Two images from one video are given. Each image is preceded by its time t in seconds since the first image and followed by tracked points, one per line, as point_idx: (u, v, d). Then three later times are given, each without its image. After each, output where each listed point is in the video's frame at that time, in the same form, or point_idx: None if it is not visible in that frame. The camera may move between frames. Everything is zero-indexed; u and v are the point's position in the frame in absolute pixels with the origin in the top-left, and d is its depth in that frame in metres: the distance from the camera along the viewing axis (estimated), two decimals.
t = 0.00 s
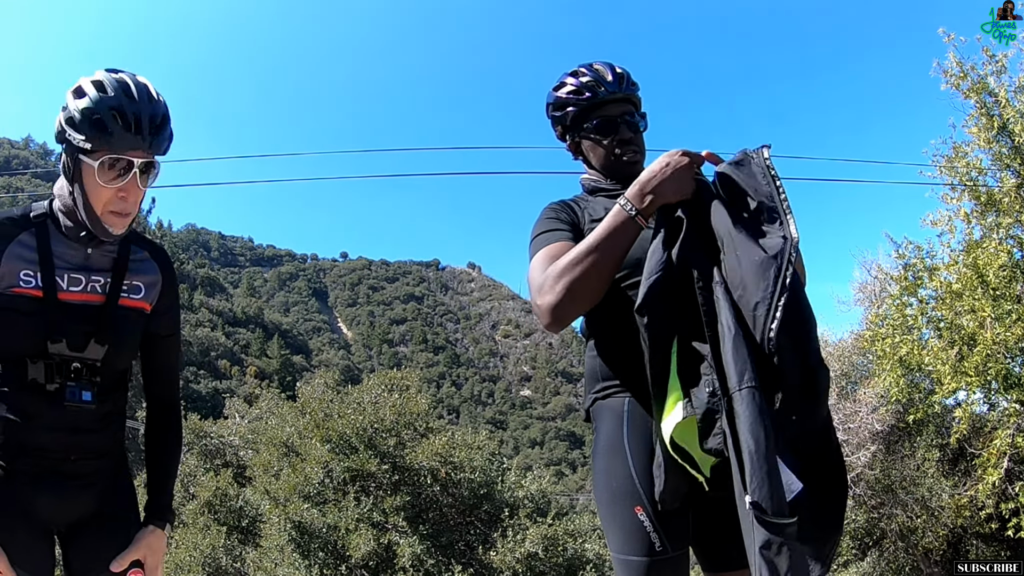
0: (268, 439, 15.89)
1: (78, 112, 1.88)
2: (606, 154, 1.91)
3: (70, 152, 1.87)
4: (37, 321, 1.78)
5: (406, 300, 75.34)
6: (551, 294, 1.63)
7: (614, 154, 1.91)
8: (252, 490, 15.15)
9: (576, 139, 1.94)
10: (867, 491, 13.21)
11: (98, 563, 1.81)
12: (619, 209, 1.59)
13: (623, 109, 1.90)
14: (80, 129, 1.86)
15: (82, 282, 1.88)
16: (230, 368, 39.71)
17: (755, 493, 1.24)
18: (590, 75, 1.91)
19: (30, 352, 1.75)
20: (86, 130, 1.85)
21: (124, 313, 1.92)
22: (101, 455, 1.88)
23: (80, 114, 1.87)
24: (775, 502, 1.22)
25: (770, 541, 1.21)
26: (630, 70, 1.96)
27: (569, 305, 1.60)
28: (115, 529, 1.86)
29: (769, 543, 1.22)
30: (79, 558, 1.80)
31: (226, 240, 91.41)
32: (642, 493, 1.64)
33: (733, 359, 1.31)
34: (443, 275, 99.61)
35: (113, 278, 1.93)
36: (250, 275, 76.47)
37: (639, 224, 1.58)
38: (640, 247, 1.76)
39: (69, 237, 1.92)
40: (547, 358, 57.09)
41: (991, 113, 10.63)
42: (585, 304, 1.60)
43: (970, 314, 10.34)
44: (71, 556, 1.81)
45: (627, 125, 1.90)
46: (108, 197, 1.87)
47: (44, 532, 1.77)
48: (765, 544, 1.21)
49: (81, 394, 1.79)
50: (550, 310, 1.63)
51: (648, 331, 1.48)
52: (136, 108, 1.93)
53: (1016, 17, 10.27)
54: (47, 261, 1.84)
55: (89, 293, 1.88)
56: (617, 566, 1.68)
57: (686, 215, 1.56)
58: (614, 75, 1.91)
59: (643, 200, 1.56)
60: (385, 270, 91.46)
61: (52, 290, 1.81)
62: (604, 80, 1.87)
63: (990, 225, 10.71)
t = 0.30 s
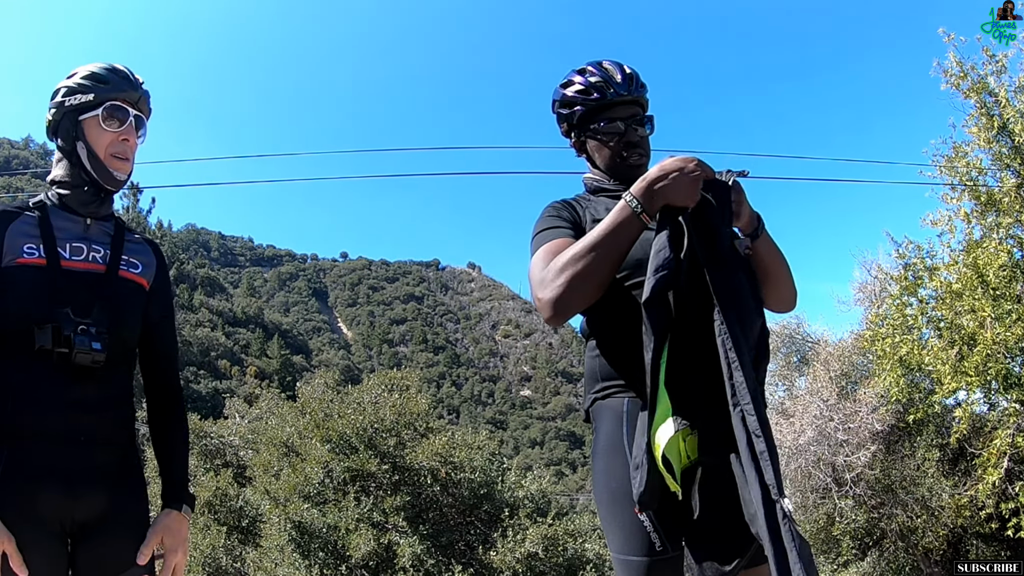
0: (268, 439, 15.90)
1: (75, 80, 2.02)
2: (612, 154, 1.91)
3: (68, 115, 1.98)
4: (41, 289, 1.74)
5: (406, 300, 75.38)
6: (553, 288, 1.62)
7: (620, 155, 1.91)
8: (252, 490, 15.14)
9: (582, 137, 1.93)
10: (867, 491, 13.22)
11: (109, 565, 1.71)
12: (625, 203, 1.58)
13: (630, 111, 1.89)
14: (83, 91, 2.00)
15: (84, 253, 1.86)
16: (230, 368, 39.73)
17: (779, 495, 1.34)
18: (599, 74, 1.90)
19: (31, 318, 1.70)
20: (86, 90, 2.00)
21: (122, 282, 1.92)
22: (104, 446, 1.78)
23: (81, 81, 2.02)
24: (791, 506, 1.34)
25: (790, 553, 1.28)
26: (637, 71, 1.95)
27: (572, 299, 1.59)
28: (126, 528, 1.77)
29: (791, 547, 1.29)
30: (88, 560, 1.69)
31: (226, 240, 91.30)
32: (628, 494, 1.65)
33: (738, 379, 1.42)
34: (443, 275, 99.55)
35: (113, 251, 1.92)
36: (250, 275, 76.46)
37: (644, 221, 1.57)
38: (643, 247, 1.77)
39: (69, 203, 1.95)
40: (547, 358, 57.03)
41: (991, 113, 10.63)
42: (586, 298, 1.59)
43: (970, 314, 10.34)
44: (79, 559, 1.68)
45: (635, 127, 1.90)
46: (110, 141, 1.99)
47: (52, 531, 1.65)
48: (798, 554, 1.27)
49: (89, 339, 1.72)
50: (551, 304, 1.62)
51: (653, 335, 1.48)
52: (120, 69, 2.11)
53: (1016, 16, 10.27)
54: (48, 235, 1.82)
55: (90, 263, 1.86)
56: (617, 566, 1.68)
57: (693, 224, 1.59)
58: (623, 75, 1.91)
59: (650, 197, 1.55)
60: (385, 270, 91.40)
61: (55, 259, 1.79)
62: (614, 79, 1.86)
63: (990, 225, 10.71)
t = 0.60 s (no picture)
0: (268, 439, 15.90)
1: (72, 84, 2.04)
2: (617, 155, 1.91)
3: (65, 115, 1.99)
4: (42, 278, 1.75)
5: (405, 300, 75.42)
6: (547, 314, 1.64)
7: (625, 157, 1.90)
8: (252, 490, 15.14)
9: (588, 134, 1.93)
10: (867, 491, 13.22)
11: (107, 564, 1.70)
12: (605, 225, 1.57)
13: (639, 113, 1.87)
14: (78, 93, 2.01)
15: (83, 244, 1.87)
16: (230, 368, 39.75)
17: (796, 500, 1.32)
18: (609, 72, 1.89)
19: (30, 307, 1.71)
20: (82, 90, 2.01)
21: (121, 274, 1.93)
22: (106, 443, 1.76)
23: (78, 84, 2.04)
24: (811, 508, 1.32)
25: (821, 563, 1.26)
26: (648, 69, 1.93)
27: (565, 324, 1.61)
28: (122, 528, 1.75)
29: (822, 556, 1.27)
30: (85, 560, 1.66)
31: (226, 240, 91.24)
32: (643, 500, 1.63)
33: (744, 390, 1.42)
34: (443, 275, 99.53)
35: (112, 245, 1.93)
36: (250, 275, 76.47)
37: (625, 238, 1.56)
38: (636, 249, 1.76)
39: (73, 195, 1.96)
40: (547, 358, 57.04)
41: (992, 113, 10.63)
42: (580, 324, 1.61)
43: (970, 314, 10.34)
44: (76, 559, 1.66)
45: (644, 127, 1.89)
46: (106, 134, 2.00)
47: (49, 529, 1.62)
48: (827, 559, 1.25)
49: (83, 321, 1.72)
50: (549, 331, 1.64)
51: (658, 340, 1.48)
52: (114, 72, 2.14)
53: (1016, 17, 10.28)
54: (51, 228, 1.84)
55: (90, 254, 1.87)
56: (617, 566, 1.68)
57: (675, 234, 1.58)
58: (633, 74, 1.89)
59: (627, 215, 1.55)
60: (385, 269, 91.40)
61: (54, 249, 1.80)
62: (623, 78, 1.86)
63: (990, 225, 10.72)
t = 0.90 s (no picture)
0: (268, 439, 15.90)
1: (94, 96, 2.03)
2: (619, 152, 1.90)
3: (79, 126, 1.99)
4: (39, 280, 1.75)
5: (405, 300, 75.43)
6: (538, 333, 1.66)
7: (628, 154, 1.90)
8: (252, 490, 15.13)
9: (591, 131, 1.94)
10: (867, 491, 13.21)
11: (106, 564, 1.69)
12: (595, 249, 1.59)
13: (643, 111, 1.88)
14: (94, 110, 1.99)
15: (82, 249, 1.87)
16: (230, 368, 39.78)
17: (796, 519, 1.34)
18: (613, 70, 1.90)
19: (25, 309, 1.71)
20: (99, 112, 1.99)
21: (119, 278, 1.92)
22: (107, 443, 1.76)
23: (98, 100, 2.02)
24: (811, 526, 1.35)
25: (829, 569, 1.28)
26: (654, 68, 1.94)
27: (555, 344, 1.65)
28: (118, 527, 1.75)
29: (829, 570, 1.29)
30: (82, 560, 1.66)
31: (226, 240, 91.24)
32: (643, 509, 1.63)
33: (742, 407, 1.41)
34: (443, 275, 99.52)
35: (111, 250, 1.93)
36: (250, 275, 76.46)
37: (614, 260, 1.58)
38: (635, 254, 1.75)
39: (74, 206, 1.95)
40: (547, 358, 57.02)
41: (992, 113, 10.63)
42: (570, 341, 1.64)
43: (970, 314, 10.34)
44: (74, 559, 1.66)
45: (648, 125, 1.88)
46: (110, 168, 1.98)
47: (45, 528, 1.62)
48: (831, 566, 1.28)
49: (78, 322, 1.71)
50: (538, 345, 1.67)
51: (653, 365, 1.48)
52: (143, 102, 2.11)
53: (1016, 16, 10.28)
54: (50, 232, 1.84)
55: (88, 260, 1.87)
56: (617, 566, 1.68)
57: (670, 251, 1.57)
58: (638, 73, 1.90)
59: (615, 237, 1.56)
60: (385, 269, 91.39)
61: (53, 254, 1.80)
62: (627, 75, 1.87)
63: (990, 225, 10.72)
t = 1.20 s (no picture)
0: (268, 439, 15.89)
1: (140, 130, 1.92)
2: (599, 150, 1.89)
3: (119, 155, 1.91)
4: (54, 290, 1.74)
5: (405, 300, 75.46)
6: (536, 329, 1.66)
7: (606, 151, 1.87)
8: (252, 490, 15.13)
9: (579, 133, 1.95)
10: (867, 491, 13.21)
11: (102, 562, 1.71)
12: (591, 245, 1.60)
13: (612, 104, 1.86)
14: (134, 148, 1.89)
15: (98, 262, 1.86)
16: (230, 368, 39.82)
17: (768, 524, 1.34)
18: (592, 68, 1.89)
19: (34, 319, 1.69)
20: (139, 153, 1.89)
21: (134, 295, 1.92)
22: (106, 448, 1.77)
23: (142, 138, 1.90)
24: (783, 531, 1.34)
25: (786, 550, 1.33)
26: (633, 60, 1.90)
27: (553, 341, 1.64)
28: (117, 528, 1.77)
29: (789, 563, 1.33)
30: (82, 559, 1.68)
31: (226, 240, 91.21)
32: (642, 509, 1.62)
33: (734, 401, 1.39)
34: (443, 275, 99.48)
35: (129, 264, 1.92)
36: (251, 275, 76.50)
37: (609, 256, 1.58)
38: (630, 253, 1.76)
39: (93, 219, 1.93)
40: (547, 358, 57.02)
41: (991, 113, 10.64)
42: (568, 338, 1.64)
43: (970, 314, 10.35)
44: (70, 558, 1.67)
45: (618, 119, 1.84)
46: (136, 209, 1.91)
47: (44, 528, 1.62)
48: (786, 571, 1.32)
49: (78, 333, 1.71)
50: (536, 343, 1.66)
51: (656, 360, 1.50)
52: (187, 148, 2.01)
53: (1016, 17, 10.28)
54: (69, 239, 1.83)
55: (104, 275, 1.86)
56: (616, 567, 1.67)
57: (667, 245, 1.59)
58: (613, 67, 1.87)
59: (610, 233, 1.56)
60: (385, 269, 91.37)
61: (69, 265, 1.79)
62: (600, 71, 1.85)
63: (990, 225, 10.73)
